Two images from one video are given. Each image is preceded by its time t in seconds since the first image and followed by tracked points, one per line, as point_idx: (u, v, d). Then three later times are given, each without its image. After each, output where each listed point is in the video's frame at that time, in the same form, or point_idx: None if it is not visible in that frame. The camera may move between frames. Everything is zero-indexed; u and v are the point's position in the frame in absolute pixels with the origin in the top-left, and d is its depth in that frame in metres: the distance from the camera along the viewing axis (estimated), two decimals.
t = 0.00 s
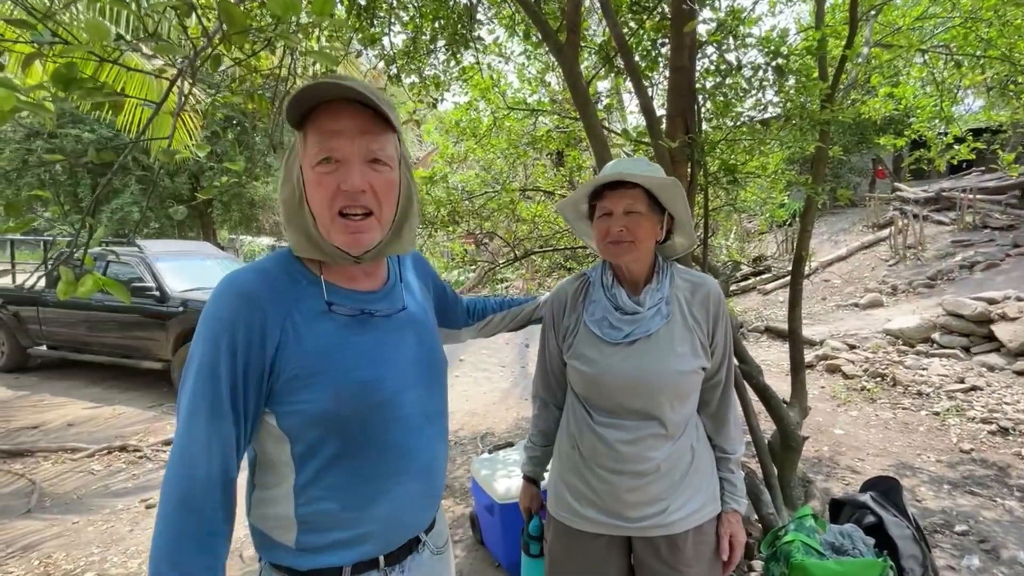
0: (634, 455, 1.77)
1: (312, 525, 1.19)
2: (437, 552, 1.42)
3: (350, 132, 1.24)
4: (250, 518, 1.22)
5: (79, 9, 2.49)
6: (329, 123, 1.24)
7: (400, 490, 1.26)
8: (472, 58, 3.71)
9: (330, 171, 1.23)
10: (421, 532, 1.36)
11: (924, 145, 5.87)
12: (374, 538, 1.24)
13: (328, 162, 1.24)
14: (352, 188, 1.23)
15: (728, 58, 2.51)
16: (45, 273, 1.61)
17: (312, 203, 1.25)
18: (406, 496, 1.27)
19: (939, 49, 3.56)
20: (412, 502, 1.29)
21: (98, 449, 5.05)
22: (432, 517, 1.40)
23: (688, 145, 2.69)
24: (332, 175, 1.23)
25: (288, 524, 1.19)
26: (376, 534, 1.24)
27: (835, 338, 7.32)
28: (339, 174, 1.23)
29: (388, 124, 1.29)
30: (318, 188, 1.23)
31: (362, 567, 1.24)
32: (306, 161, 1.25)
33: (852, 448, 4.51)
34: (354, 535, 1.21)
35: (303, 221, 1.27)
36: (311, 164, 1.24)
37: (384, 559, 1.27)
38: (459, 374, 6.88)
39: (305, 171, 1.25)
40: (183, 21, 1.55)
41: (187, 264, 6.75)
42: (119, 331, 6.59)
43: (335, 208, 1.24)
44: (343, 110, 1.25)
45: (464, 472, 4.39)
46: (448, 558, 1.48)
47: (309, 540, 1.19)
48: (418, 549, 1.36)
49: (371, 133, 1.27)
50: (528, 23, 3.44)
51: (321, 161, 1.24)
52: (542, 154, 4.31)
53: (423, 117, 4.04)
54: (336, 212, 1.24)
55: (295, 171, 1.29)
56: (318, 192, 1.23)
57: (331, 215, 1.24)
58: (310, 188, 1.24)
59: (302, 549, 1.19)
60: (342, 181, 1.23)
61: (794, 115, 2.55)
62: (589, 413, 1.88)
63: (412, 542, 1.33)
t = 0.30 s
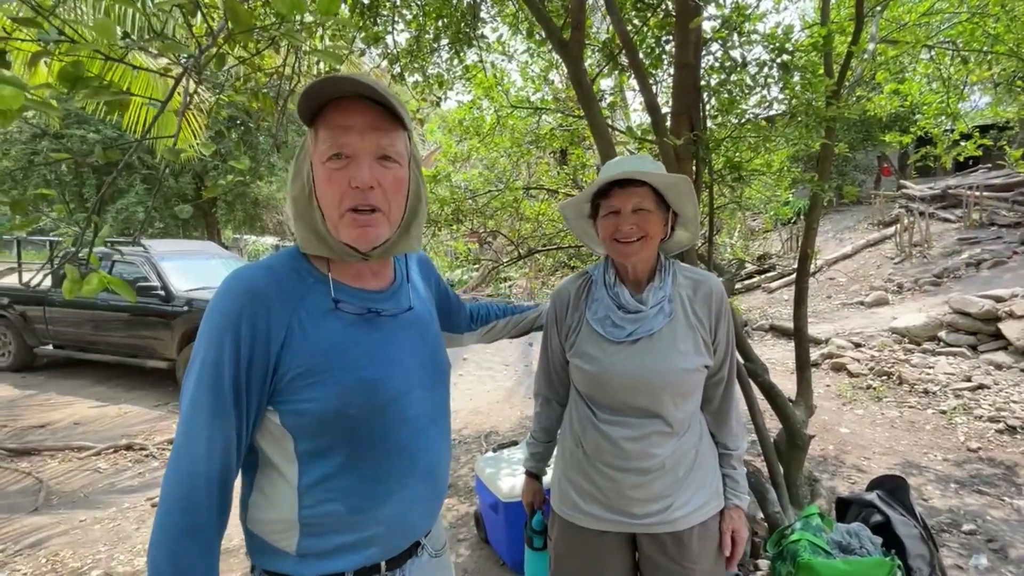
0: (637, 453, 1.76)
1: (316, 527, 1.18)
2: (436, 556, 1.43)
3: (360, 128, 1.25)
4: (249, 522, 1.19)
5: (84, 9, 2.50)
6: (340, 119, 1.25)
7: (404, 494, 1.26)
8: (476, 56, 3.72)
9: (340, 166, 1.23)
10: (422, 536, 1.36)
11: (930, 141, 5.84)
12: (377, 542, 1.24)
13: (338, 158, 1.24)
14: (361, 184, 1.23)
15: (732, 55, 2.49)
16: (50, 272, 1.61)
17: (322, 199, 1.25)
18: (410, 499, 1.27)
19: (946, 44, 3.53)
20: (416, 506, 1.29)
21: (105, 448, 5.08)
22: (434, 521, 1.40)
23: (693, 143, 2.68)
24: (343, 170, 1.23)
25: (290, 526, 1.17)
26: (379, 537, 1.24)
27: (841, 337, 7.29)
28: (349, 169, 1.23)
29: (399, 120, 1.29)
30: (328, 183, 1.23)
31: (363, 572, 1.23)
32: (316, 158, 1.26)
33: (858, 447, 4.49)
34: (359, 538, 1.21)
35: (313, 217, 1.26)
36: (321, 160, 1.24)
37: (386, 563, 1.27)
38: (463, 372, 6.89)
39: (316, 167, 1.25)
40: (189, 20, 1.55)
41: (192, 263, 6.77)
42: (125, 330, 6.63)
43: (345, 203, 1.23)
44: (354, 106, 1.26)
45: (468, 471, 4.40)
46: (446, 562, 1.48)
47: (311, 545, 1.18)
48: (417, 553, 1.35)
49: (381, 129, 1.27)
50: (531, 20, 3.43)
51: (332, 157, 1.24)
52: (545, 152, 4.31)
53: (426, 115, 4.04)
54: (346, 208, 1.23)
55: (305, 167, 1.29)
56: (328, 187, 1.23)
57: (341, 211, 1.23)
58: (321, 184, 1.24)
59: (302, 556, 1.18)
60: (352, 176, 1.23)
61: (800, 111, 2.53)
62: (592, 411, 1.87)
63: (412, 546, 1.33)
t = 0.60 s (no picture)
0: (635, 450, 1.76)
1: (307, 531, 1.18)
2: (428, 567, 1.43)
3: (357, 120, 1.25)
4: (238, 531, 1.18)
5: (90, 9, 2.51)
6: (337, 112, 1.25)
7: (398, 499, 1.27)
8: (479, 55, 3.72)
9: (337, 159, 1.23)
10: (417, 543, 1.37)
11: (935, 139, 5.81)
12: (369, 548, 1.24)
13: (335, 151, 1.24)
14: (358, 176, 1.23)
15: (737, 52, 2.49)
16: (55, 272, 1.62)
17: (320, 192, 1.25)
18: (404, 502, 1.28)
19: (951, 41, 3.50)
20: (409, 510, 1.29)
21: (110, 447, 5.11)
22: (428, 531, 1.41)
23: (697, 140, 2.67)
24: (340, 163, 1.23)
25: (280, 529, 1.16)
26: (368, 543, 1.24)
27: (845, 335, 7.26)
28: (347, 161, 1.23)
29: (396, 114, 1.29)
30: (325, 176, 1.23)
31: None
32: (314, 152, 1.26)
33: (863, 446, 4.47)
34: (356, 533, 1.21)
35: (311, 211, 1.26)
36: (319, 154, 1.24)
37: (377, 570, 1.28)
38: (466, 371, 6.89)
39: (313, 162, 1.25)
40: (192, 19, 1.55)
41: (196, 263, 6.80)
42: (129, 330, 6.66)
43: (342, 196, 1.23)
44: (352, 100, 1.26)
45: (471, 470, 4.40)
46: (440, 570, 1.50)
47: (307, 548, 1.18)
48: (410, 563, 1.37)
49: (380, 123, 1.27)
50: (534, 18, 3.43)
51: (329, 151, 1.24)
52: (548, 151, 4.31)
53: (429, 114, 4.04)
54: (344, 202, 1.24)
55: (304, 164, 1.30)
56: (326, 180, 1.23)
57: (338, 205, 1.24)
58: (318, 178, 1.24)
59: (294, 559, 1.18)
60: (348, 169, 1.23)
61: (804, 108, 2.52)
62: (591, 409, 1.87)
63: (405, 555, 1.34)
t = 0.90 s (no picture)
0: (634, 448, 1.76)
1: (315, 519, 1.20)
2: (446, 559, 1.42)
3: (402, 127, 1.28)
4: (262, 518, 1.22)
5: (95, 10, 2.52)
6: (382, 117, 1.26)
7: (406, 491, 1.26)
8: (482, 54, 3.72)
9: (386, 164, 1.24)
10: (429, 535, 1.35)
11: (940, 137, 5.78)
12: (376, 537, 1.23)
13: (383, 156, 1.24)
14: (408, 182, 1.27)
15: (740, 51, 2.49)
16: (61, 271, 1.63)
17: (364, 193, 1.23)
18: (411, 494, 1.26)
19: (956, 39, 3.49)
20: (417, 502, 1.28)
21: (115, 445, 5.14)
22: (440, 523, 1.39)
23: (700, 139, 2.68)
24: (388, 167, 1.24)
25: (292, 517, 1.20)
26: (376, 533, 1.23)
27: (849, 334, 7.24)
28: (396, 166, 1.25)
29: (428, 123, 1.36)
30: (374, 178, 1.23)
31: (368, 570, 1.24)
32: (354, 153, 1.24)
33: (867, 445, 4.46)
34: (362, 528, 1.21)
35: (350, 212, 1.25)
36: (366, 156, 1.23)
37: (389, 560, 1.27)
38: (468, 370, 6.91)
39: (355, 163, 1.23)
40: (198, 20, 1.56)
41: (200, 262, 6.83)
42: (134, 329, 6.69)
43: (391, 199, 1.25)
44: (392, 107, 1.28)
45: (474, 469, 4.42)
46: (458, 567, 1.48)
47: (315, 537, 1.20)
48: (426, 554, 1.35)
49: (417, 131, 1.32)
50: (537, 18, 3.43)
51: (375, 154, 1.24)
52: (551, 150, 4.32)
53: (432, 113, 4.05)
54: (390, 203, 1.25)
55: (333, 161, 1.24)
56: (374, 181, 1.23)
57: (385, 207, 1.25)
58: (363, 179, 1.23)
59: (305, 546, 1.21)
60: (400, 174, 1.25)
61: (808, 107, 2.51)
62: (590, 409, 1.87)
63: (420, 544, 1.33)
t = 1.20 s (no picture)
0: (631, 447, 1.76)
1: (350, 503, 1.21)
2: (471, 534, 1.43)
3: (445, 140, 1.32)
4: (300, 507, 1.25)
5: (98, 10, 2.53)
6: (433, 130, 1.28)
7: (433, 479, 1.27)
8: (483, 53, 3.71)
9: (437, 175, 1.28)
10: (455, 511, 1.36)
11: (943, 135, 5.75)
12: (408, 516, 1.24)
13: (434, 167, 1.27)
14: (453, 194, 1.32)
15: (742, 49, 2.50)
16: (66, 272, 1.64)
17: (414, 202, 1.25)
18: (437, 481, 1.28)
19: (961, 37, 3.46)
20: (442, 487, 1.29)
21: (119, 444, 5.16)
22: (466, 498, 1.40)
23: (703, 138, 2.67)
24: (437, 177, 1.28)
25: (326, 502, 1.21)
26: (406, 514, 1.24)
27: (851, 333, 7.23)
28: (444, 176, 1.29)
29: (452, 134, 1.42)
30: (426, 188, 1.25)
31: (399, 547, 1.25)
32: (408, 163, 1.24)
33: (869, 445, 4.45)
34: (393, 516, 1.22)
35: (402, 220, 1.25)
36: (421, 168, 1.25)
37: (419, 537, 1.27)
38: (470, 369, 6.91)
39: (407, 172, 1.23)
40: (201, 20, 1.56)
41: (203, 261, 6.85)
42: (138, 328, 6.71)
43: (439, 208, 1.29)
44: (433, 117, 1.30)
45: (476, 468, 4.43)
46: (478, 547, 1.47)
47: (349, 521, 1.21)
48: (452, 530, 1.36)
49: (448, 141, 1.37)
50: (538, 17, 3.43)
51: (426, 164, 1.25)
52: (553, 149, 4.32)
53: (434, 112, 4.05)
54: (438, 212, 1.29)
55: (385, 170, 1.22)
56: (427, 192, 1.26)
57: (434, 216, 1.29)
58: (416, 189, 1.25)
59: (342, 528, 1.21)
60: (448, 186, 1.30)
61: (810, 106, 2.50)
62: (586, 409, 1.88)
63: (445, 522, 1.33)
